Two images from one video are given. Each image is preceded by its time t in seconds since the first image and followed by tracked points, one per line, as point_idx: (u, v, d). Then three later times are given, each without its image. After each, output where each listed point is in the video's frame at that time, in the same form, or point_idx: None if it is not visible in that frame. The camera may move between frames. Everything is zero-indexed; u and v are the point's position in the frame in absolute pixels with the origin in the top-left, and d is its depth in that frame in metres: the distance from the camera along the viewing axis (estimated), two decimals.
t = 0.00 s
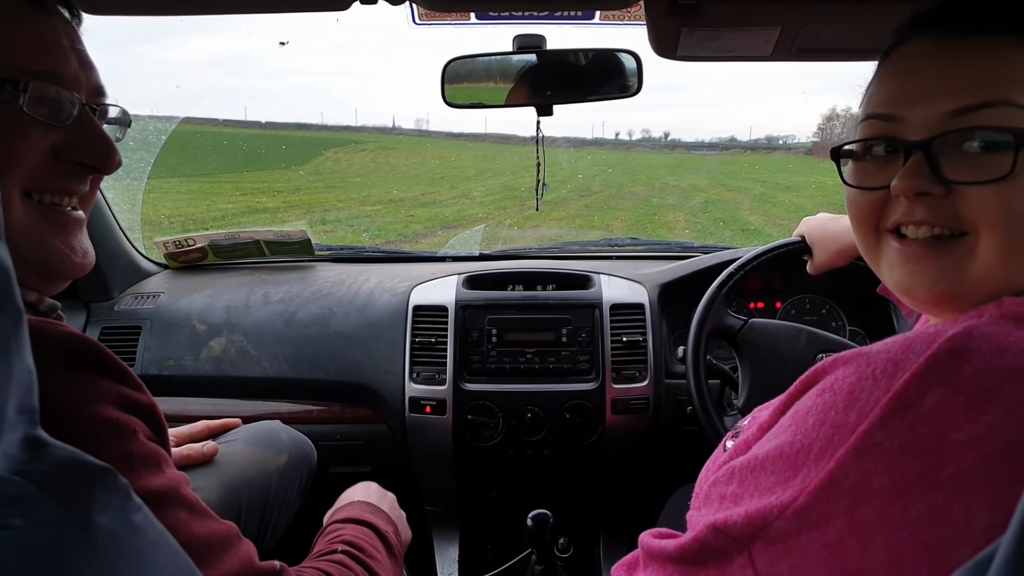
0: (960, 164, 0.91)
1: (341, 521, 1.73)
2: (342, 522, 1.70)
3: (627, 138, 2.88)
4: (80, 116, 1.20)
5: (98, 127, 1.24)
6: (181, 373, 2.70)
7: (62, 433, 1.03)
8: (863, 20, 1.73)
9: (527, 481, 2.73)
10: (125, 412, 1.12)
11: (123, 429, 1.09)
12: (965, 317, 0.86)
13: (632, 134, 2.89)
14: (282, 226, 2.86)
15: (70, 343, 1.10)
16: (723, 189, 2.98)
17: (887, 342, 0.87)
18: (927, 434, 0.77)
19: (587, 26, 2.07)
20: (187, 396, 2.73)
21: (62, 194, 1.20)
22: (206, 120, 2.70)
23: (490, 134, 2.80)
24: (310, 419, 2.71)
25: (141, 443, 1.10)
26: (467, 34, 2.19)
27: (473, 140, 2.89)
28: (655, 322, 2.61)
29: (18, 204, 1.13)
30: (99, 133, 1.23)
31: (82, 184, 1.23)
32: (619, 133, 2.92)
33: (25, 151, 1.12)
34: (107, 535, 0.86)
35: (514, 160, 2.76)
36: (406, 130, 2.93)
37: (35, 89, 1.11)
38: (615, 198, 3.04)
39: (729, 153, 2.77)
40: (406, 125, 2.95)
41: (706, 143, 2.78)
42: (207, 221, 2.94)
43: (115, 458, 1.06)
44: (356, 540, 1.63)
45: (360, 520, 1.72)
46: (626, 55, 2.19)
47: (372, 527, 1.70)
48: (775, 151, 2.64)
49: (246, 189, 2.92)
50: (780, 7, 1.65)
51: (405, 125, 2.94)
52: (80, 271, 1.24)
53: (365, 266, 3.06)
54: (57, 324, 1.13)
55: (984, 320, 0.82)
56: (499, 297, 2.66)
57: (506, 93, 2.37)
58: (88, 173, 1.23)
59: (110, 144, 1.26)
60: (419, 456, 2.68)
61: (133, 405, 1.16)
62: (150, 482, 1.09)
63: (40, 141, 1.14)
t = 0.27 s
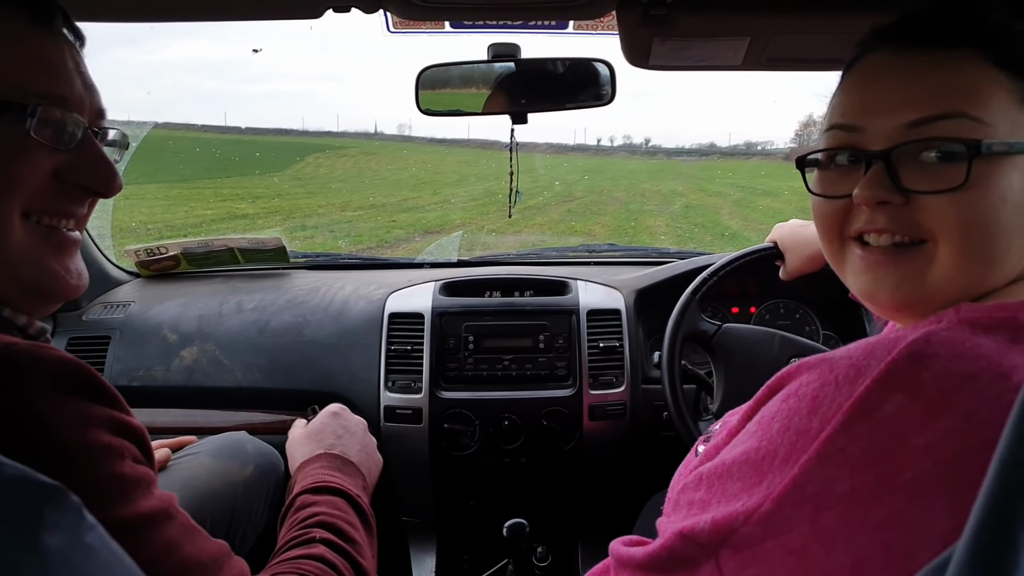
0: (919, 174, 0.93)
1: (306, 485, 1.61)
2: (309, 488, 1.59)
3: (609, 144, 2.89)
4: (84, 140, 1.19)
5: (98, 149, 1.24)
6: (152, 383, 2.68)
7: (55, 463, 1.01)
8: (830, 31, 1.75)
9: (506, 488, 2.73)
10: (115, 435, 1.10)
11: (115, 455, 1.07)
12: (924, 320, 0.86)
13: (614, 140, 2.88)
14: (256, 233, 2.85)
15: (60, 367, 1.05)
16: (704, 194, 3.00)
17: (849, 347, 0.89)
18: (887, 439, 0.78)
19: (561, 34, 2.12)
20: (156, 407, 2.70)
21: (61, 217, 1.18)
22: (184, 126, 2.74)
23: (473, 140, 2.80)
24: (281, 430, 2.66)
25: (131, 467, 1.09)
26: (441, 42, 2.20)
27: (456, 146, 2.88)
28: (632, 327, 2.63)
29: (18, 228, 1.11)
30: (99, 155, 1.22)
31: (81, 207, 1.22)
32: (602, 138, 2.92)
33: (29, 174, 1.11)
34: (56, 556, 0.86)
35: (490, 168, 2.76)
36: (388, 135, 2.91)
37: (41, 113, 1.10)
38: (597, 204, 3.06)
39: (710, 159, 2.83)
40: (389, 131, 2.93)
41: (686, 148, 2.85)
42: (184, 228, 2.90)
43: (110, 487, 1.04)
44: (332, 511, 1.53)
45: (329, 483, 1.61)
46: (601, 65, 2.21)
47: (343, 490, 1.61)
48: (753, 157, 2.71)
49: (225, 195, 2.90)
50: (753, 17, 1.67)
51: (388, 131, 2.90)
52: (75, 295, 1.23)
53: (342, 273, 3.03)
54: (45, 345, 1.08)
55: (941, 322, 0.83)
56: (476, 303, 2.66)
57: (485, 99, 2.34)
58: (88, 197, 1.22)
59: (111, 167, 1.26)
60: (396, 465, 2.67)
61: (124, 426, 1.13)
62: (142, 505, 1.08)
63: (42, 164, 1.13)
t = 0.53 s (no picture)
0: (876, 188, 0.95)
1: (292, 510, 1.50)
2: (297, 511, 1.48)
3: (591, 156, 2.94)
4: (108, 151, 1.24)
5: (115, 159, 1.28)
6: (132, 399, 2.63)
7: (88, 496, 0.99)
8: (804, 45, 1.79)
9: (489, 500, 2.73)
10: (148, 466, 1.09)
11: (149, 484, 1.06)
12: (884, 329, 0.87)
13: (597, 152, 2.92)
14: (237, 248, 2.79)
15: (97, 400, 1.05)
16: (686, 207, 3.04)
17: (809, 359, 0.92)
18: (846, 451, 0.80)
19: (541, 48, 2.19)
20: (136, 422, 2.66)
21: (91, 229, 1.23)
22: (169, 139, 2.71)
23: (457, 152, 2.82)
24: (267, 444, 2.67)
25: (164, 496, 1.08)
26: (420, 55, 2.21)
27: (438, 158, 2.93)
28: (613, 338, 2.65)
29: (71, 242, 1.15)
30: (120, 166, 1.28)
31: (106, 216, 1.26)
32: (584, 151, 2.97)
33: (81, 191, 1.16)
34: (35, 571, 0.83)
35: (472, 180, 2.78)
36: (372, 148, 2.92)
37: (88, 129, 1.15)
38: (580, 216, 3.09)
39: (692, 171, 2.87)
40: (372, 145, 2.92)
41: (669, 160, 2.89)
42: (166, 242, 2.85)
43: (144, 516, 1.03)
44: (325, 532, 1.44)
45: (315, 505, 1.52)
46: (579, 78, 2.24)
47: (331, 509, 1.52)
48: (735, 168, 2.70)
49: (208, 211, 2.93)
50: (730, 31, 1.71)
51: (371, 145, 2.88)
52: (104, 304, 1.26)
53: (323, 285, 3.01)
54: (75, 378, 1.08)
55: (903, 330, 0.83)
56: (458, 316, 2.66)
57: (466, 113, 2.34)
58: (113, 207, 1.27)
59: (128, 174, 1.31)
60: (378, 479, 2.65)
61: (155, 458, 1.12)
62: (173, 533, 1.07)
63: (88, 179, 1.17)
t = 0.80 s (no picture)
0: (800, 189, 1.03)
1: (326, 502, 1.40)
2: (331, 506, 1.38)
3: (585, 164, 2.94)
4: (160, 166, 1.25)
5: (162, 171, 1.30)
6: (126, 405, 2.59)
7: (116, 522, 0.93)
8: (796, 50, 1.80)
9: (482, 507, 2.72)
10: (179, 489, 1.03)
11: (178, 508, 1.00)
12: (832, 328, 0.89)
13: (591, 159, 2.95)
14: (232, 254, 2.77)
15: (129, 422, 1.00)
16: (680, 214, 3.04)
17: (761, 361, 0.93)
18: (792, 448, 0.81)
19: (534, 54, 2.18)
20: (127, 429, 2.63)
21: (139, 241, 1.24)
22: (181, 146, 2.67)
23: (450, 160, 2.82)
24: (262, 450, 2.63)
25: (193, 521, 1.02)
26: (414, 61, 2.21)
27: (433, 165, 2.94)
28: (607, 344, 2.65)
29: (128, 258, 1.16)
30: (167, 178, 1.29)
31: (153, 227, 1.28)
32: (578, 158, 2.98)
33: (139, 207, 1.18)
34: None
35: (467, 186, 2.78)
36: (365, 156, 2.94)
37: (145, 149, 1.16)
38: (574, 222, 3.11)
39: (685, 178, 2.85)
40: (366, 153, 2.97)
41: (664, 167, 2.87)
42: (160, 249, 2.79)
43: (172, 542, 0.97)
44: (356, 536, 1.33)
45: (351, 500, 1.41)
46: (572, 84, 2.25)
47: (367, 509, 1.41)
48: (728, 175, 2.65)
49: (203, 217, 2.80)
50: (724, 36, 1.71)
51: (365, 152, 2.93)
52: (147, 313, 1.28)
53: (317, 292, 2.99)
54: (106, 399, 1.02)
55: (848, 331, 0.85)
56: (451, 322, 2.66)
57: (463, 119, 2.34)
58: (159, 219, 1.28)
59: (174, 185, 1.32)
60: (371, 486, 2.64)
61: (184, 480, 1.06)
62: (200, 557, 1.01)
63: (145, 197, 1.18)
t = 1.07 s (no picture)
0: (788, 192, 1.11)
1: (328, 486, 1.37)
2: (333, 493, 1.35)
3: (582, 164, 2.98)
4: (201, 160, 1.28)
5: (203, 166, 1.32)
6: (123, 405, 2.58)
7: (135, 527, 0.90)
8: (795, 50, 1.80)
9: (480, 506, 2.71)
10: (201, 492, 0.99)
11: (199, 512, 0.97)
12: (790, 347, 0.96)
13: (588, 159, 2.99)
14: (229, 253, 2.77)
15: (156, 424, 0.96)
16: (677, 214, 3.04)
17: (721, 380, 1.01)
18: (743, 465, 0.89)
19: (533, 53, 2.18)
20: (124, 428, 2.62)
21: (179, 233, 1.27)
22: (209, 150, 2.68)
23: (448, 159, 2.84)
24: (258, 449, 2.63)
25: (214, 525, 0.99)
26: (412, 60, 2.21)
27: (432, 165, 2.96)
28: (605, 344, 2.64)
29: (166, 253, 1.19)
30: (205, 172, 1.32)
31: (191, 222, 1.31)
32: (575, 158, 3.00)
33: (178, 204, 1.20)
34: None
35: (465, 185, 2.78)
36: (363, 155, 2.99)
37: (185, 145, 1.18)
38: (572, 222, 3.11)
39: (683, 178, 2.88)
40: (363, 152, 3.01)
41: (661, 168, 2.89)
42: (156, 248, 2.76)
43: (189, 548, 0.93)
44: (359, 527, 1.31)
45: (355, 485, 1.36)
46: (570, 84, 2.24)
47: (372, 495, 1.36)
48: (726, 175, 2.73)
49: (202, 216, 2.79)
50: (724, 36, 1.71)
51: (363, 151, 2.96)
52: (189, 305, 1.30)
53: (314, 291, 2.96)
54: (134, 397, 0.99)
55: (805, 349, 0.92)
56: (449, 321, 2.66)
57: (461, 120, 2.32)
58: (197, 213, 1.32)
59: (216, 178, 1.35)
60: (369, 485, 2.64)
61: (209, 482, 1.02)
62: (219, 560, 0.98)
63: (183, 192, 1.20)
